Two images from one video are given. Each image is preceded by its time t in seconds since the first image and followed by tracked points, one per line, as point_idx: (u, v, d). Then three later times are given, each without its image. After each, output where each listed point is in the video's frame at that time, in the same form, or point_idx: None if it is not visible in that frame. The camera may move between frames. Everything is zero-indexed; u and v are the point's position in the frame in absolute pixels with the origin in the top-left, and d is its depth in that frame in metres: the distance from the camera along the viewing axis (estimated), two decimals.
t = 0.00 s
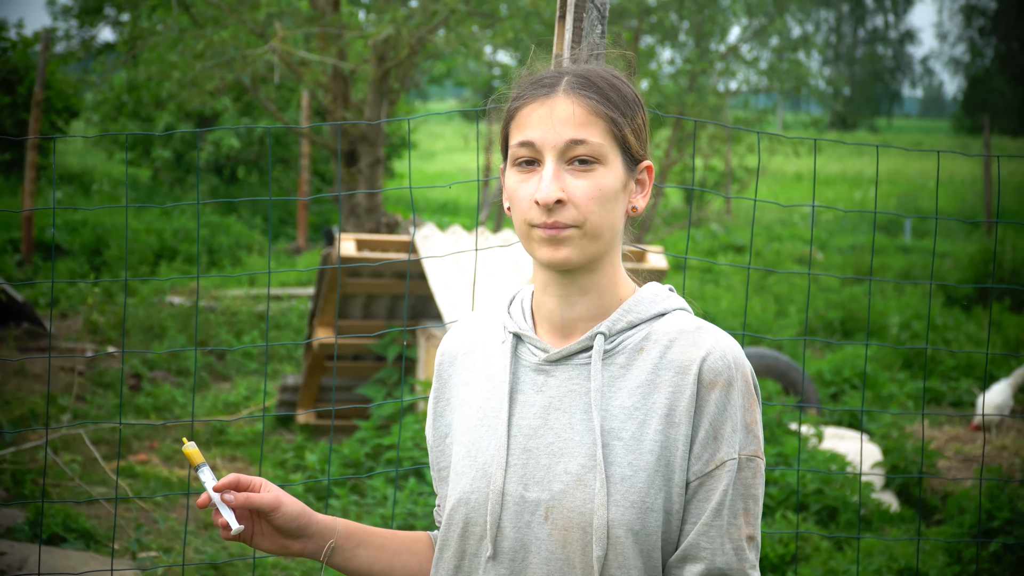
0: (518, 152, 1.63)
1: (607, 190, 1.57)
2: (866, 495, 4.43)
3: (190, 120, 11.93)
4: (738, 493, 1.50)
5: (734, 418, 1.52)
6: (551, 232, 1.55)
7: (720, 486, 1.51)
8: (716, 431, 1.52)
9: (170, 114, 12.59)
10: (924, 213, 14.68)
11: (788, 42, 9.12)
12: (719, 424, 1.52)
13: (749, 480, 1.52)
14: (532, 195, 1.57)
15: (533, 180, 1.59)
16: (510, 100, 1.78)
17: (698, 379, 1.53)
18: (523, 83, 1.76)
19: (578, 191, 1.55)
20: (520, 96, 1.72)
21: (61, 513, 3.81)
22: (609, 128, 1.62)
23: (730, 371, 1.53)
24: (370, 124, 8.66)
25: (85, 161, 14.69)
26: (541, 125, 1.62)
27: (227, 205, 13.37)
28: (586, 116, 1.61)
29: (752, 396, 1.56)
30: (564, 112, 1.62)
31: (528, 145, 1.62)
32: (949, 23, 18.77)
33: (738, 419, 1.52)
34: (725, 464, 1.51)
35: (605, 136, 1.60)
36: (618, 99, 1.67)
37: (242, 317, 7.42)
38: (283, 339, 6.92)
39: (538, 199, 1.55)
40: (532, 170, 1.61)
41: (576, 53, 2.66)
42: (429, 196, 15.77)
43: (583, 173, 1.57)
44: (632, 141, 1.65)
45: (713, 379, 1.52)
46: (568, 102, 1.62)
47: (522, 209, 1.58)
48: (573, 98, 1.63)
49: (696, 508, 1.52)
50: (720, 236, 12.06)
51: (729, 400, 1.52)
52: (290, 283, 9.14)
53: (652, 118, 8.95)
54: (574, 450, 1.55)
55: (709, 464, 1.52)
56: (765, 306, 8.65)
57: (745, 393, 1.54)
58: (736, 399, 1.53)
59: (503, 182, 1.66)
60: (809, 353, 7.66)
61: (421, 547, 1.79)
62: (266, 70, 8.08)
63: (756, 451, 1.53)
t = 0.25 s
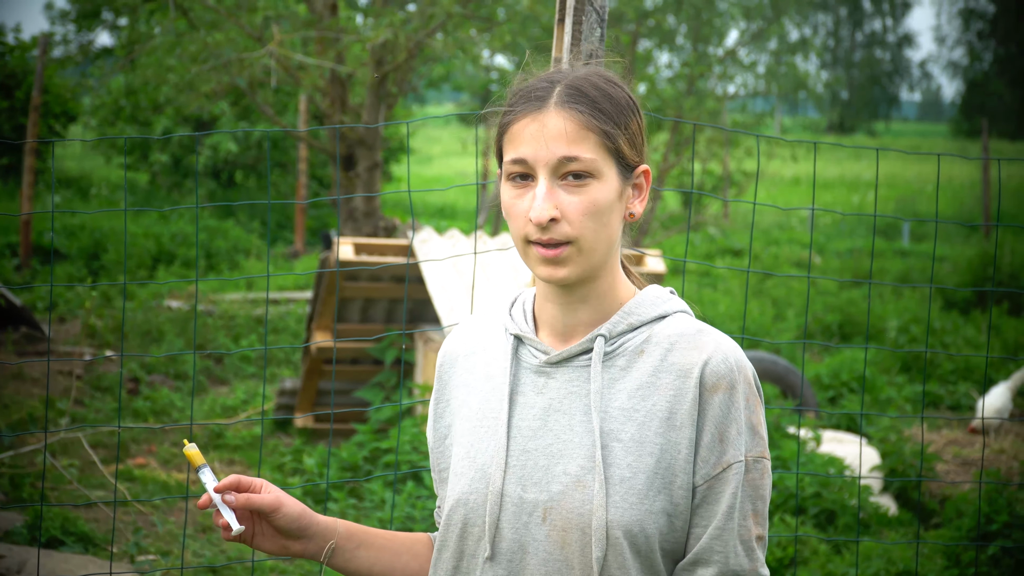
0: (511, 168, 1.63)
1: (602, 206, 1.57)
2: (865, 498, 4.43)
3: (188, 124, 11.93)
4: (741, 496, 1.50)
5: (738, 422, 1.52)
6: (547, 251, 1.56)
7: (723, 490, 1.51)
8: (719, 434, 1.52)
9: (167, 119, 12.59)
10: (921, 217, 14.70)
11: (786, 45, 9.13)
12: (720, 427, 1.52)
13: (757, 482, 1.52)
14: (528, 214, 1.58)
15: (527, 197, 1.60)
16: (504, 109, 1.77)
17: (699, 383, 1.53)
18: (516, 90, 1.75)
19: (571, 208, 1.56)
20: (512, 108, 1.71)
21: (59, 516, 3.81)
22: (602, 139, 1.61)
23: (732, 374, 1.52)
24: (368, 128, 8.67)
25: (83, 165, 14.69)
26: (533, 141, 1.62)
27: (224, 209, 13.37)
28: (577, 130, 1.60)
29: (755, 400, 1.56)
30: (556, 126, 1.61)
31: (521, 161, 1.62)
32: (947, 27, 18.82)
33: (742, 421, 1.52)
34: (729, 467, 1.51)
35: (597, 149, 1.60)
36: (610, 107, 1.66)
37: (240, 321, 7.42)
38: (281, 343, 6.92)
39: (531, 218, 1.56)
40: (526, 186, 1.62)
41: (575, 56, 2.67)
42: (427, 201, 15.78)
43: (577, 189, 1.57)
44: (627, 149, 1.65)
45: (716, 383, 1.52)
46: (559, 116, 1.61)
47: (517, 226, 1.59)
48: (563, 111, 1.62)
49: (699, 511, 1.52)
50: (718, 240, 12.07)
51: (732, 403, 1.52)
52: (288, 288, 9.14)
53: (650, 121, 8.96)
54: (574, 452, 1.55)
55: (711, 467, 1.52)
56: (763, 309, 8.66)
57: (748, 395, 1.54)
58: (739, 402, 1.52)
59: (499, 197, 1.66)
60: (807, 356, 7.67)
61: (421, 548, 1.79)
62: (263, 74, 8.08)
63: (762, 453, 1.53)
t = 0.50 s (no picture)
0: (515, 185, 1.61)
1: (608, 217, 1.58)
2: (863, 498, 4.44)
3: (186, 125, 11.93)
4: (745, 488, 1.51)
5: (744, 415, 1.53)
6: (557, 266, 1.57)
7: (727, 483, 1.52)
8: (724, 429, 1.53)
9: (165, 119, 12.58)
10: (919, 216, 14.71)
11: (784, 45, 9.15)
12: (723, 421, 1.53)
13: (765, 475, 1.54)
14: (536, 232, 1.57)
15: (534, 215, 1.59)
16: (498, 119, 1.73)
17: (703, 378, 1.53)
18: (510, 101, 1.72)
19: (580, 223, 1.56)
20: (509, 122, 1.68)
21: (57, 517, 3.81)
22: (604, 152, 1.60)
23: (735, 369, 1.53)
24: (366, 129, 8.67)
25: (81, 166, 14.68)
26: (537, 159, 1.60)
27: (222, 210, 13.36)
28: (581, 146, 1.59)
29: (757, 394, 1.57)
30: (558, 143, 1.60)
31: (525, 179, 1.60)
32: (944, 27, 18.86)
33: (747, 415, 1.53)
34: (734, 460, 1.52)
35: (602, 163, 1.59)
36: (608, 118, 1.65)
37: (238, 321, 7.42)
38: (279, 344, 6.92)
39: (542, 236, 1.55)
40: (532, 203, 1.60)
41: (573, 56, 2.68)
42: (425, 201, 15.78)
43: (584, 204, 1.57)
44: (625, 155, 1.65)
45: (721, 377, 1.53)
46: (563, 133, 1.59)
47: (526, 242, 1.59)
48: (566, 127, 1.60)
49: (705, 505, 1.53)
50: (716, 240, 12.08)
51: (738, 398, 1.53)
52: (286, 288, 9.14)
53: (647, 122, 8.97)
54: (575, 446, 1.55)
55: (720, 460, 1.53)
56: (761, 309, 8.67)
57: (751, 389, 1.55)
58: (744, 397, 1.53)
59: (502, 213, 1.65)
60: (805, 356, 7.68)
61: (414, 553, 1.78)
62: (261, 74, 8.08)
63: (765, 446, 1.55)
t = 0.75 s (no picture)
0: (534, 177, 1.60)
1: (622, 212, 1.59)
2: (861, 497, 4.44)
3: (183, 124, 11.91)
4: (755, 484, 1.53)
5: (750, 412, 1.55)
6: (574, 257, 1.57)
7: (737, 480, 1.53)
8: (730, 426, 1.54)
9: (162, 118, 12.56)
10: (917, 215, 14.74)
11: (781, 44, 9.15)
12: (730, 419, 1.54)
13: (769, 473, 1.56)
14: (558, 222, 1.56)
15: (554, 206, 1.58)
16: (506, 110, 1.71)
17: (710, 376, 1.55)
18: (520, 93, 1.71)
19: (600, 216, 1.57)
20: (522, 113, 1.66)
21: (54, 517, 3.80)
22: (622, 147, 1.62)
23: (741, 367, 1.55)
24: (363, 128, 8.67)
25: (78, 166, 14.65)
26: (559, 151, 1.60)
27: (219, 209, 13.35)
28: (603, 140, 1.61)
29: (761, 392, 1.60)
30: (581, 135, 1.60)
31: (545, 170, 1.60)
32: (942, 26, 18.87)
33: (754, 412, 1.55)
34: (743, 456, 1.53)
35: (621, 157, 1.61)
36: (622, 114, 1.67)
37: (235, 321, 7.41)
38: (276, 343, 6.92)
39: (565, 226, 1.54)
40: (551, 196, 1.60)
41: (570, 55, 2.67)
42: (422, 200, 15.77)
43: (603, 197, 1.58)
44: (634, 154, 1.67)
45: (728, 374, 1.55)
46: (585, 125, 1.60)
47: (544, 233, 1.58)
48: (589, 119, 1.61)
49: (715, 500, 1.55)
50: (714, 239, 12.09)
51: (745, 394, 1.55)
52: (283, 287, 9.14)
53: (645, 121, 8.97)
54: (579, 445, 1.56)
55: (732, 456, 1.54)
56: (759, 308, 8.67)
57: (756, 387, 1.57)
58: (751, 395, 1.55)
59: (515, 203, 1.63)
60: (803, 355, 7.69)
61: (407, 553, 1.79)
62: (259, 73, 8.08)
63: (771, 442, 1.57)
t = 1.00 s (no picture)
0: (535, 182, 1.61)
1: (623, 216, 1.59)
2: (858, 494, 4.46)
3: (180, 122, 11.90)
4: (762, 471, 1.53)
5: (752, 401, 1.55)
6: (575, 260, 1.56)
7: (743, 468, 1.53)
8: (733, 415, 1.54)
9: (158, 117, 12.54)
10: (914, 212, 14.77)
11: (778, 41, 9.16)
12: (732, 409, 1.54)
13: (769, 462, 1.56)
14: (559, 226, 1.56)
15: (556, 211, 1.58)
16: (507, 114, 1.72)
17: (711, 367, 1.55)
18: (522, 96, 1.71)
19: (602, 221, 1.56)
20: (524, 117, 1.67)
21: (51, 516, 3.81)
22: (624, 152, 1.62)
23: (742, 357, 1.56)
24: (361, 126, 8.67)
25: (74, 164, 14.62)
26: (561, 156, 1.60)
27: (216, 207, 13.34)
28: (606, 145, 1.60)
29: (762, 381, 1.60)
30: (585, 140, 1.60)
31: (547, 175, 1.60)
32: (939, 23, 18.87)
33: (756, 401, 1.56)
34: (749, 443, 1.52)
35: (623, 162, 1.61)
36: (624, 118, 1.68)
37: (232, 319, 7.41)
38: (273, 341, 6.92)
39: (568, 231, 1.54)
40: (552, 200, 1.60)
41: (567, 52, 2.68)
42: (419, 198, 15.77)
43: (605, 202, 1.58)
44: (636, 159, 1.67)
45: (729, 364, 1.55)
46: (588, 131, 1.60)
47: (546, 237, 1.58)
48: (592, 125, 1.61)
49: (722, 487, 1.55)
50: (711, 236, 12.09)
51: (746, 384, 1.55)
52: (280, 285, 9.14)
53: (641, 119, 8.98)
54: (581, 438, 1.57)
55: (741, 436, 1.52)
56: (756, 305, 8.69)
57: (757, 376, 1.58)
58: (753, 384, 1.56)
59: (517, 207, 1.63)
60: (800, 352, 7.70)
61: (398, 548, 1.80)
62: (255, 72, 8.07)
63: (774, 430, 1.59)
